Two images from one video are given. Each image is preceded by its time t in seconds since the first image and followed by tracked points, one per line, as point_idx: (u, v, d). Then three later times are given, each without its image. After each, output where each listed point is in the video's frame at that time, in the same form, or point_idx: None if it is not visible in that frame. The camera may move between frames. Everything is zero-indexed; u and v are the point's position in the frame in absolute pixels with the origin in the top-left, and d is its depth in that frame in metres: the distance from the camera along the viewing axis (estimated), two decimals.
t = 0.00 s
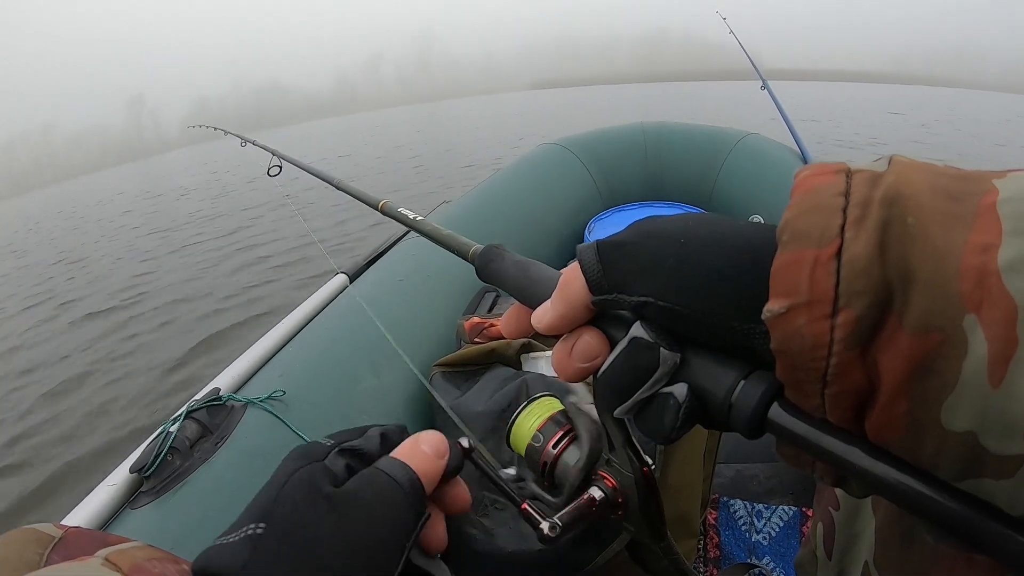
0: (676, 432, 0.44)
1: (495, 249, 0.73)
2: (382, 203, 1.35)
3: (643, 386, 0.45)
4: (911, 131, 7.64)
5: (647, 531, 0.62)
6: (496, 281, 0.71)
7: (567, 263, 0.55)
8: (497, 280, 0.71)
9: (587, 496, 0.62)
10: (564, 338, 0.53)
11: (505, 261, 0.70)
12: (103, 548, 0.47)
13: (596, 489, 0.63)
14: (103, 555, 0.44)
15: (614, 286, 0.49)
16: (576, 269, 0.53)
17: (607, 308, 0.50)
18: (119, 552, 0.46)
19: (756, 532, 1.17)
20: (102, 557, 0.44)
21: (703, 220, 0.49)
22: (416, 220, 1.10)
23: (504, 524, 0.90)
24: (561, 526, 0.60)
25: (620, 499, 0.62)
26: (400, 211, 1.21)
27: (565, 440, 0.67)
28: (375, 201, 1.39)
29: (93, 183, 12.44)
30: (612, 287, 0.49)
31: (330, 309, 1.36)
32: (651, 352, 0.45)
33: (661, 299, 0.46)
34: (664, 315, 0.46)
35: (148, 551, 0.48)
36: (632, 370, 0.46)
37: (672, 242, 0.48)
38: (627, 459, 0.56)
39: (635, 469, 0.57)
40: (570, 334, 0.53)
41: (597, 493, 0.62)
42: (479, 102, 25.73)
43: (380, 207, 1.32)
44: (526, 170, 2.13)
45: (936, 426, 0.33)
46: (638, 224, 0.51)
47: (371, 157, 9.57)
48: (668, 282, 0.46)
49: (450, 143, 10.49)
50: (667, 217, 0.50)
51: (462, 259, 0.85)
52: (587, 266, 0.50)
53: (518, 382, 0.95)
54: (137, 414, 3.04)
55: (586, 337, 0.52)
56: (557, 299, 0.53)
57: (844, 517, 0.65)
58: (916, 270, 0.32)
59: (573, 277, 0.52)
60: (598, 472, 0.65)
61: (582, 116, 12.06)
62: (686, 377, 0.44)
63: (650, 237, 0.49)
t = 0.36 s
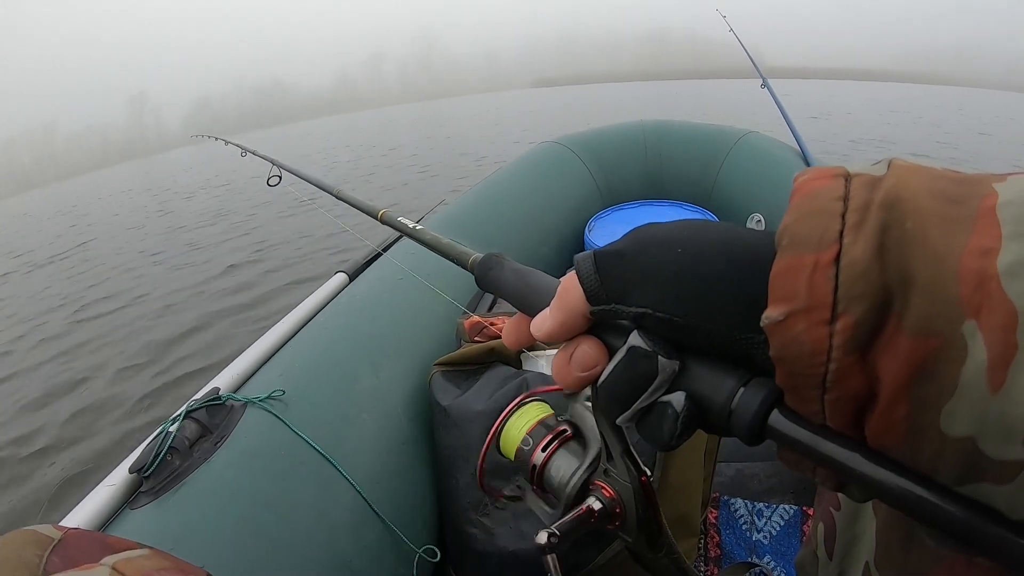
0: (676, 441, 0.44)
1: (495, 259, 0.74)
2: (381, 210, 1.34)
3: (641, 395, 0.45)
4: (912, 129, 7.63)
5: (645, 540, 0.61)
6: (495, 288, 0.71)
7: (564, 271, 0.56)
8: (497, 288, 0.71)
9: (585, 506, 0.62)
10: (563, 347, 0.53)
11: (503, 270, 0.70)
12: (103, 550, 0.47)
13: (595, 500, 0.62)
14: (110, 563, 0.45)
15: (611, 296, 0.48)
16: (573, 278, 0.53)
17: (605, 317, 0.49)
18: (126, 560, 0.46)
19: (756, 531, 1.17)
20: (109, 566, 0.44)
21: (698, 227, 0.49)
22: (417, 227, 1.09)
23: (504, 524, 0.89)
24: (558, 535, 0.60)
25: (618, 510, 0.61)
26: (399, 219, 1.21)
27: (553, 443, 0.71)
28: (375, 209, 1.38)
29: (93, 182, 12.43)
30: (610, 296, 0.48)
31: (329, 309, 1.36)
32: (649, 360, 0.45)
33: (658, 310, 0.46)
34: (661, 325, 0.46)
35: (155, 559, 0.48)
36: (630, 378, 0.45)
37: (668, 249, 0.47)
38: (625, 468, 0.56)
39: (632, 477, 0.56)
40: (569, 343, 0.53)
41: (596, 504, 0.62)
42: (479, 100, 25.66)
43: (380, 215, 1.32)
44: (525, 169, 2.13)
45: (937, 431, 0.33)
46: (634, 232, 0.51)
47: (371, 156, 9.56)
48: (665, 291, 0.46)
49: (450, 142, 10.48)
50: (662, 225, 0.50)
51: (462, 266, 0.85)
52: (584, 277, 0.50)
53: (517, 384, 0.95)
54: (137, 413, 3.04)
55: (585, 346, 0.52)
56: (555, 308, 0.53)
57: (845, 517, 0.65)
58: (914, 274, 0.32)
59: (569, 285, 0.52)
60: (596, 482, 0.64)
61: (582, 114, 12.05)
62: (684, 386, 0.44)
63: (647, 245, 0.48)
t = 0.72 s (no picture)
0: (676, 441, 0.44)
1: (494, 261, 0.74)
2: (382, 212, 1.34)
3: (641, 397, 0.45)
4: (912, 128, 7.62)
5: (657, 531, 0.62)
6: (495, 290, 0.71)
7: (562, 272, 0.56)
8: (497, 290, 0.71)
9: (596, 500, 0.63)
10: (563, 349, 0.53)
11: (502, 271, 0.71)
12: (105, 548, 0.48)
13: (605, 492, 0.64)
14: (106, 557, 0.45)
15: (609, 298, 0.49)
16: (571, 279, 0.53)
17: (603, 318, 0.50)
18: (122, 554, 0.46)
19: (756, 530, 1.18)
20: (105, 560, 0.45)
21: (695, 229, 0.49)
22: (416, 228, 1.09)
23: (504, 522, 0.90)
24: (572, 531, 0.62)
25: (629, 501, 0.62)
26: (399, 221, 1.21)
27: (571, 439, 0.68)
28: (376, 210, 1.38)
29: (93, 181, 12.41)
30: (608, 297, 0.49)
31: (329, 308, 1.36)
32: (646, 364, 0.45)
33: (656, 311, 0.46)
34: (659, 327, 0.46)
35: (152, 552, 0.48)
36: (630, 380, 0.46)
37: (665, 251, 0.48)
38: (633, 461, 0.56)
39: (641, 470, 0.57)
40: (569, 345, 0.53)
41: (606, 496, 0.63)
42: (479, 99, 25.65)
43: (380, 217, 1.32)
44: (525, 168, 2.13)
45: (931, 431, 0.33)
46: (631, 235, 0.51)
47: (371, 154, 9.55)
48: (663, 293, 0.46)
49: (450, 140, 10.47)
50: (660, 227, 0.51)
51: (462, 269, 0.85)
52: (582, 278, 0.50)
53: (517, 384, 0.95)
54: (137, 413, 3.04)
55: (585, 348, 0.52)
56: (553, 309, 0.53)
57: (843, 515, 0.65)
58: (909, 276, 0.32)
59: (567, 286, 0.52)
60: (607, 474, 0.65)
61: (582, 113, 12.03)
62: (682, 388, 0.44)
63: (645, 246, 0.49)
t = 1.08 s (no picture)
0: (676, 438, 0.44)
1: (496, 260, 0.74)
2: (383, 213, 1.34)
3: (641, 392, 0.45)
4: (912, 127, 7.62)
5: (645, 539, 0.62)
6: (496, 289, 0.71)
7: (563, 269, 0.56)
8: (498, 290, 0.71)
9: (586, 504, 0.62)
10: (563, 346, 0.53)
11: (504, 270, 0.71)
12: (107, 550, 0.48)
13: (596, 498, 0.63)
14: (114, 562, 0.45)
15: (611, 293, 0.49)
16: (572, 275, 0.53)
17: (604, 314, 0.50)
18: (130, 558, 0.46)
19: (756, 529, 1.18)
20: (113, 565, 0.44)
21: (696, 226, 0.49)
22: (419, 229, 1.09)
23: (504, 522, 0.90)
24: (559, 532, 0.60)
25: (619, 508, 0.61)
26: (402, 221, 1.21)
27: (568, 454, 0.71)
28: (377, 212, 1.38)
29: (93, 181, 12.40)
30: (610, 293, 0.49)
31: (329, 308, 1.36)
32: (647, 358, 0.45)
33: (658, 306, 0.46)
34: (661, 322, 0.46)
35: (158, 557, 0.48)
36: (630, 375, 0.45)
37: (667, 247, 0.48)
38: (625, 467, 0.57)
39: (633, 475, 0.57)
40: (569, 342, 0.53)
41: (597, 502, 0.62)
42: (479, 99, 25.65)
43: (381, 218, 1.32)
44: (525, 168, 2.13)
45: (932, 426, 0.33)
46: (632, 231, 0.51)
47: (371, 154, 9.54)
48: (665, 288, 0.46)
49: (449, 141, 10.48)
50: (662, 224, 0.51)
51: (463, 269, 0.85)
52: (584, 274, 0.50)
53: (518, 381, 0.95)
54: (138, 414, 3.04)
55: (585, 344, 0.52)
56: (555, 305, 0.53)
57: (843, 514, 0.65)
58: (909, 271, 0.32)
59: (569, 283, 0.52)
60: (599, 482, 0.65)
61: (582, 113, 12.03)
62: (683, 383, 0.44)
63: (646, 242, 0.49)
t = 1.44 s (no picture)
0: (674, 442, 0.44)
1: (493, 263, 0.74)
2: (381, 217, 1.33)
3: (640, 397, 0.45)
4: (914, 126, 7.60)
5: (653, 531, 0.62)
6: (495, 293, 0.71)
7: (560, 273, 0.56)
8: (496, 293, 0.71)
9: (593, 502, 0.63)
10: (562, 351, 0.54)
11: (502, 274, 0.71)
12: (106, 548, 0.48)
13: (604, 493, 0.63)
14: (107, 557, 0.45)
15: (607, 299, 0.49)
16: (568, 281, 0.53)
17: (601, 319, 0.50)
18: (123, 553, 0.46)
19: (756, 528, 1.18)
20: (107, 559, 0.44)
21: (694, 228, 0.49)
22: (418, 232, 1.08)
23: (504, 522, 0.90)
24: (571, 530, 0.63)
25: (627, 503, 0.62)
26: (400, 224, 1.21)
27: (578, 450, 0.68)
28: (376, 215, 1.38)
29: (94, 181, 12.39)
30: (606, 298, 0.49)
31: (328, 308, 1.36)
32: (645, 364, 0.45)
33: (654, 311, 0.46)
34: (657, 327, 0.46)
35: (152, 552, 0.48)
36: (627, 381, 0.46)
37: (663, 252, 0.48)
38: (631, 463, 0.56)
39: (640, 473, 0.57)
40: (569, 347, 0.53)
41: (604, 497, 0.62)
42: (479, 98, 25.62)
43: (380, 221, 1.32)
44: (525, 167, 2.13)
45: (930, 427, 0.33)
46: (628, 235, 0.51)
47: (371, 153, 9.53)
48: (662, 292, 0.46)
49: (450, 140, 10.47)
50: (658, 227, 0.50)
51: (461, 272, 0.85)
52: (580, 279, 0.50)
53: (518, 381, 0.95)
54: (139, 414, 3.04)
55: (584, 349, 0.52)
56: (551, 311, 0.53)
57: (843, 513, 0.65)
58: (906, 273, 0.32)
59: (565, 289, 0.53)
60: (605, 476, 0.64)
61: (582, 111, 12.00)
62: (681, 388, 0.44)
63: (643, 247, 0.49)
